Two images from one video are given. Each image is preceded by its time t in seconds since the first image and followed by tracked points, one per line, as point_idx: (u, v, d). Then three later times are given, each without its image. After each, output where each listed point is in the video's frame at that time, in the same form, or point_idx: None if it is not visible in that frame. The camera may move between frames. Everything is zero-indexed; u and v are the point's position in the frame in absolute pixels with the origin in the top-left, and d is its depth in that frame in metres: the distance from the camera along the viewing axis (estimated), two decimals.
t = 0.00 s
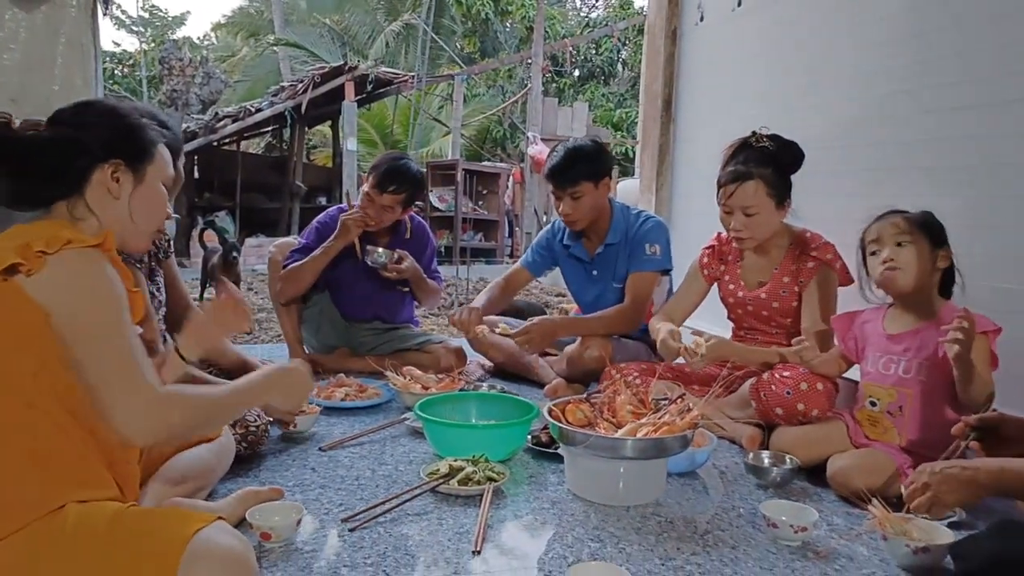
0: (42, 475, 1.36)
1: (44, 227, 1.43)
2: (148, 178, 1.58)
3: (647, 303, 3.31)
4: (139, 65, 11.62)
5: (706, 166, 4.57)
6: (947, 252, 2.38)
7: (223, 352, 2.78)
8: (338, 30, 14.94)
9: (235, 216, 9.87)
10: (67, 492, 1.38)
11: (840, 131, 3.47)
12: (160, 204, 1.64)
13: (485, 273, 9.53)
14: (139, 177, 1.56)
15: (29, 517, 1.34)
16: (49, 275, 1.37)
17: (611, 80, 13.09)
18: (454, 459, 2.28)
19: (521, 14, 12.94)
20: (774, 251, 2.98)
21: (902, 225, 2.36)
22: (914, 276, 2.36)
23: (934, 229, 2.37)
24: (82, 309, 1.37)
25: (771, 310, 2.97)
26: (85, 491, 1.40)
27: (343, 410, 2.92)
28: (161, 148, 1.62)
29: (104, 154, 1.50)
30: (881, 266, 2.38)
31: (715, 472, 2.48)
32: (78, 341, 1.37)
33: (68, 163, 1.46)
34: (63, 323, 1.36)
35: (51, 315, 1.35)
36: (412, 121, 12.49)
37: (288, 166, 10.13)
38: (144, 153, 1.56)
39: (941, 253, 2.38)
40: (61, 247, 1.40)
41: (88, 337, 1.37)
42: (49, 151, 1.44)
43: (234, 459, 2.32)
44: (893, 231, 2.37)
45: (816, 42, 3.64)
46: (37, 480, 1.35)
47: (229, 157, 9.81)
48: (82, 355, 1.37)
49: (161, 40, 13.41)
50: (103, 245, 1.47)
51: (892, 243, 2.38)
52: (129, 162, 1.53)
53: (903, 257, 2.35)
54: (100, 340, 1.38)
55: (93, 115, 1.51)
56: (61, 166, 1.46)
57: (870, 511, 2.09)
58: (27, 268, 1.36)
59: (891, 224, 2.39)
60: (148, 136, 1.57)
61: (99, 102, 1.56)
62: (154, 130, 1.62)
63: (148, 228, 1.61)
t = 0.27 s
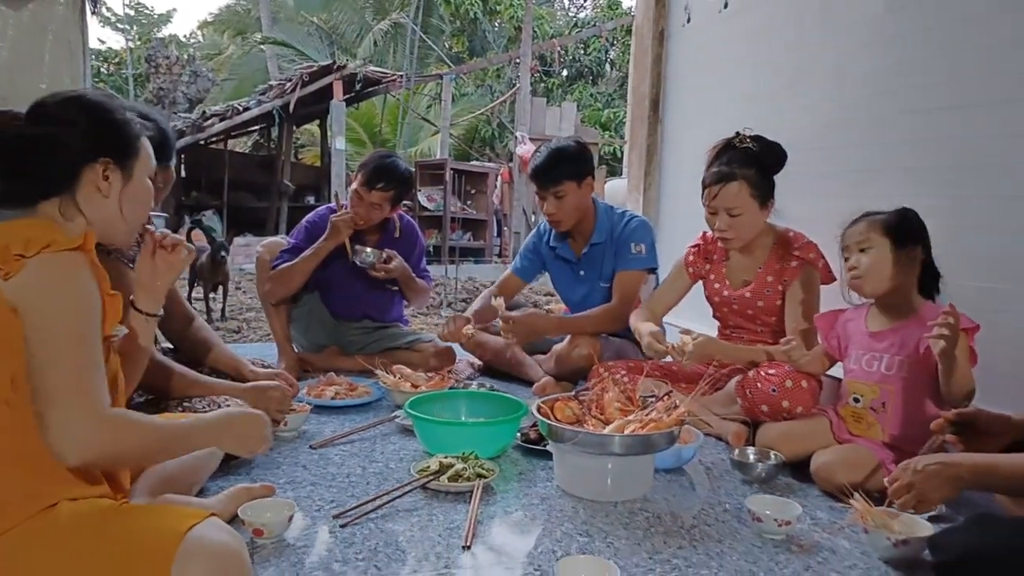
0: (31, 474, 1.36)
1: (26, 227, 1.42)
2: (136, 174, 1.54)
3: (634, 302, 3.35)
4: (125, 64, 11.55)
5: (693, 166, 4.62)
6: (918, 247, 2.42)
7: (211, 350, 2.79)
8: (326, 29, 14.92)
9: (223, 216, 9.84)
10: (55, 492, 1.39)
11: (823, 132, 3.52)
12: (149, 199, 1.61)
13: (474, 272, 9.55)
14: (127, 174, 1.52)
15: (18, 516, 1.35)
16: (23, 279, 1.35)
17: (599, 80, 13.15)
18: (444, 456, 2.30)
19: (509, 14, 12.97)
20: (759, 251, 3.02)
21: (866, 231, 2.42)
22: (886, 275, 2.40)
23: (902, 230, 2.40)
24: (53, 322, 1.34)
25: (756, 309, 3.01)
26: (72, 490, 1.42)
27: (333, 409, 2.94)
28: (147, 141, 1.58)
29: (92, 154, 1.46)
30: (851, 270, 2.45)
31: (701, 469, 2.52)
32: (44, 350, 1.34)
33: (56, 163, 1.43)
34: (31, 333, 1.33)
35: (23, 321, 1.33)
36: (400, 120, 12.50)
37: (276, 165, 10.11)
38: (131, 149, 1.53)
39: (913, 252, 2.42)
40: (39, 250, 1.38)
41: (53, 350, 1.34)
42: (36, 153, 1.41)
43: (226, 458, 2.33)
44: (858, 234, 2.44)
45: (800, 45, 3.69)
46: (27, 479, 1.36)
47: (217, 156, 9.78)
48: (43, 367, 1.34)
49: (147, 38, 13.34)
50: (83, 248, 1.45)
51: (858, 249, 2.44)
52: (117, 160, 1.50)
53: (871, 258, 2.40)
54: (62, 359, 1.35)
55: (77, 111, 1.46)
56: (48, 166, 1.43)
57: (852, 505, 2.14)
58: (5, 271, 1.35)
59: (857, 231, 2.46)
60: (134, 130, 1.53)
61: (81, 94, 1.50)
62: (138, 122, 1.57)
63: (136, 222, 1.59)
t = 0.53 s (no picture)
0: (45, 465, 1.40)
1: (41, 228, 1.44)
2: (147, 175, 1.58)
3: (632, 302, 3.38)
4: (125, 64, 11.58)
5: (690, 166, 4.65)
6: (904, 244, 2.44)
7: (216, 348, 2.84)
8: (326, 30, 14.96)
9: (224, 216, 9.87)
10: (64, 485, 1.43)
11: (819, 133, 3.56)
12: (158, 199, 1.64)
13: (474, 273, 9.59)
14: (138, 176, 1.56)
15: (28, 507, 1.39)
16: (38, 281, 1.38)
17: (599, 81, 13.19)
18: (446, 453, 2.34)
19: (508, 15, 13.02)
20: (756, 251, 3.06)
21: (849, 237, 2.47)
22: (874, 275, 2.44)
23: (887, 232, 2.43)
24: (73, 321, 1.38)
25: (753, 308, 3.04)
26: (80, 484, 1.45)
27: (335, 407, 2.97)
28: (156, 142, 1.62)
29: (104, 158, 1.50)
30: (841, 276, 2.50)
31: (700, 466, 2.55)
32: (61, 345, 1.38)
33: (73, 166, 1.46)
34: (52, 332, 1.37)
35: (38, 320, 1.37)
36: (400, 121, 12.54)
37: (276, 166, 10.14)
38: (141, 152, 1.56)
39: (895, 254, 2.45)
40: (55, 251, 1.41)
41: (73, 347, 1.38)
42: (50, 158, 1.44)
43: (230, 455, 2.37)
44: (842, 241, 2.50)
45: (797, 47, 3.73)
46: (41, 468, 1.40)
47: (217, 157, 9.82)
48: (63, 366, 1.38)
49: (147, 39, 13.37)
50: (98, 249, 1.47)
51: (844, 255, 2.50)
52: (130, 161, 1.53)
53: (856, 262, 2.45)
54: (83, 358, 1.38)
55: (87, 115, 1.49)
56: (66, 169, 1.46)
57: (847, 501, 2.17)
58: (21, 272, 1.38)
59: (844, 236, 2.51)
60: (143, 133, 1.57)
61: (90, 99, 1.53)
62: (146, 124, 1.60)
63: (147, 224, 1.62)
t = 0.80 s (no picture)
0: (44, 460, 1.42)
1: (65, 230, 1.50)
2: (158, 182, 1.64)
3: (622, 301, 3.40)
4: (114, 63, 11.52)
5: (680, 167, 4.69)
6: (890, 244, 2.47)
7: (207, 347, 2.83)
8: (316, 29, 14.92)
9: (214, 216, 9.84)
10: (60, 482, 1.43)
11: (808, 135, 3.59)
12: (166, 206, 1.71)
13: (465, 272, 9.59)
14: (150, 183, 1.62)
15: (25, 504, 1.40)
16: (70, 279, 1.45)
17: (590, 81, 13.22)
18: (437, 452, 2.35)
19: (500, 15, 13.03)
20: (745, 251, 3.09)
21: (838, 246, 2.49)
22: (865, 279, 2.47)
23: (874, 238, 2.45)
24: (107, 315, 1.46)
25: (743, 308, 3.07)
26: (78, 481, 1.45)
27: (327, 406, 2.97)
28: (165, 151, 1.69)
29: (120, 165, 1.56)
30: (834, 285, 2.52)
31: (689, 464, 2.57)
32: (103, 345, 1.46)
33: (88, 171, 1.52)
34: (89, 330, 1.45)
35: (78, 316, 1.45)
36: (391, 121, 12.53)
37: (267, 165, 10.12)
38: (153, 159, 1.63)
39: (886, 258, 2.48)
40: (82, 249, 1.48)
41: (117, 344, 1.46)
42: (67, 165, 1.50)
43: (222, 454, 2.37)
44: (831, 251, 2.52)
45: (785, 49, 3.77)
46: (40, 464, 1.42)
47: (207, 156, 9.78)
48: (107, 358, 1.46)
49: (136, 37, 13.30)
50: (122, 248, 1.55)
51: (835, 265, 2.51)
52: (142, 168, 1.60)
53: (848, 269, 2.47)
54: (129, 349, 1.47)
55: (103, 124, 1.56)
56: (82, 174, 1.52)
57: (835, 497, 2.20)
58: (50, 268, 1.45)
59: (831, 246, 2.53)
60: (154, 142, 1.63)
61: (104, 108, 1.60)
62: (156, 134, 1.67)
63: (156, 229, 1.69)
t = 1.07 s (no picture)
0: (51, 457, 1.48)
1: (101, 233, 1.56)
2: (174, 195, 1.70)
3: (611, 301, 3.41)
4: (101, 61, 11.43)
5: (670, 167, 4.71)
6: (872, 245, 2.50)
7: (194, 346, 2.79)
8: (306, 29, 14.88)
9: (202, 215, 9.78)
10: (60, 479, 1.49)
11: (796, 135, 3.62)
12: (180, 215, 1.76)
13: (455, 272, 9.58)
14: (167, 195, 1.68)
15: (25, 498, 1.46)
16: (120, 276, 1.52)
17: (580, 82, 13.24)
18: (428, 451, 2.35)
19: (490, 15, 13.03)
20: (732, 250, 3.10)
21: (827, 253, 2.49)
22: (854, 282, 2.49)
23: (858, 239, 2.47)
24: (165, 304, 1.56)
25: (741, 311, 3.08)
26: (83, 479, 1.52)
27: (317, 406, 2.97)
28: (184, 165, 1.74)
29: (139, 177, 1.62)
30: (824, 291, 2.52)
31: (678, 462, 2.59)
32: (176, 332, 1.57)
33: (106, 181, 1.57)
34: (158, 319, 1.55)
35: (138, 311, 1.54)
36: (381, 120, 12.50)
37: (256, 164, 10.07)
38: (171, 173, 1.68)
39: (871, 259, 2.51)
40: (126, 249, 1.54)
41: (190, 328, 1.58)
42: (90, 175, 1.55)
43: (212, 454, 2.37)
44: (817, 258, 2.51)
45: (774, 50, 3.79)
46: (48, 461, 1.47)
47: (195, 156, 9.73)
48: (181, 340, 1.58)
49: (123, 36, 13.21)
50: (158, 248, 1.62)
51: (823, 272, 2.51)
52: (160, 180, 1.65)
53: (838, 274, 2.48)
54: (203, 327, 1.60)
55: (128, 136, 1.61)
56: (101, 184, 1.57)
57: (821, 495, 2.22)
58: (95, 266, 1.50)
59: (816, 253, 2.52)
60: (173, 156, 1.69)
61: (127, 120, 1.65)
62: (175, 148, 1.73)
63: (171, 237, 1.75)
